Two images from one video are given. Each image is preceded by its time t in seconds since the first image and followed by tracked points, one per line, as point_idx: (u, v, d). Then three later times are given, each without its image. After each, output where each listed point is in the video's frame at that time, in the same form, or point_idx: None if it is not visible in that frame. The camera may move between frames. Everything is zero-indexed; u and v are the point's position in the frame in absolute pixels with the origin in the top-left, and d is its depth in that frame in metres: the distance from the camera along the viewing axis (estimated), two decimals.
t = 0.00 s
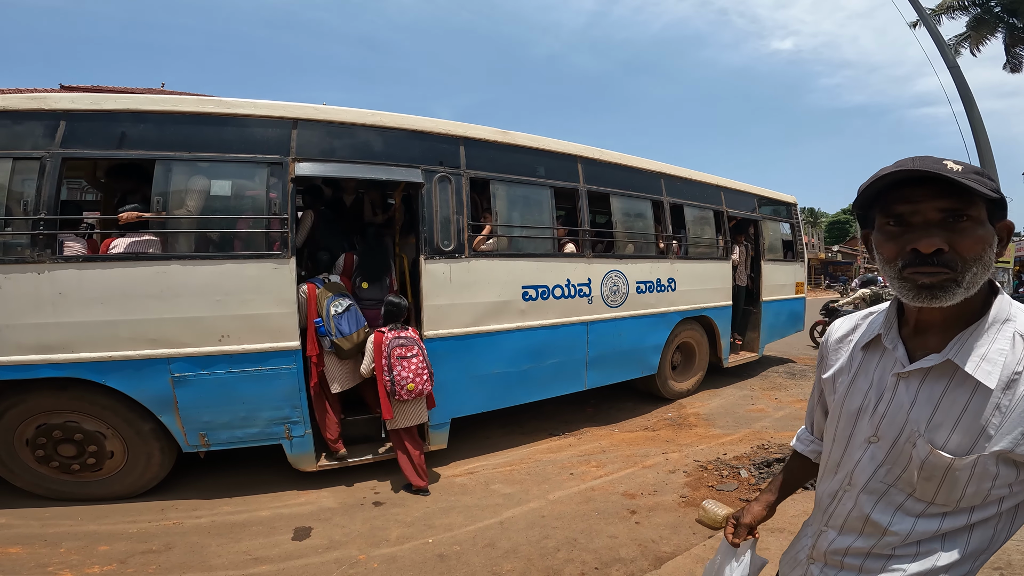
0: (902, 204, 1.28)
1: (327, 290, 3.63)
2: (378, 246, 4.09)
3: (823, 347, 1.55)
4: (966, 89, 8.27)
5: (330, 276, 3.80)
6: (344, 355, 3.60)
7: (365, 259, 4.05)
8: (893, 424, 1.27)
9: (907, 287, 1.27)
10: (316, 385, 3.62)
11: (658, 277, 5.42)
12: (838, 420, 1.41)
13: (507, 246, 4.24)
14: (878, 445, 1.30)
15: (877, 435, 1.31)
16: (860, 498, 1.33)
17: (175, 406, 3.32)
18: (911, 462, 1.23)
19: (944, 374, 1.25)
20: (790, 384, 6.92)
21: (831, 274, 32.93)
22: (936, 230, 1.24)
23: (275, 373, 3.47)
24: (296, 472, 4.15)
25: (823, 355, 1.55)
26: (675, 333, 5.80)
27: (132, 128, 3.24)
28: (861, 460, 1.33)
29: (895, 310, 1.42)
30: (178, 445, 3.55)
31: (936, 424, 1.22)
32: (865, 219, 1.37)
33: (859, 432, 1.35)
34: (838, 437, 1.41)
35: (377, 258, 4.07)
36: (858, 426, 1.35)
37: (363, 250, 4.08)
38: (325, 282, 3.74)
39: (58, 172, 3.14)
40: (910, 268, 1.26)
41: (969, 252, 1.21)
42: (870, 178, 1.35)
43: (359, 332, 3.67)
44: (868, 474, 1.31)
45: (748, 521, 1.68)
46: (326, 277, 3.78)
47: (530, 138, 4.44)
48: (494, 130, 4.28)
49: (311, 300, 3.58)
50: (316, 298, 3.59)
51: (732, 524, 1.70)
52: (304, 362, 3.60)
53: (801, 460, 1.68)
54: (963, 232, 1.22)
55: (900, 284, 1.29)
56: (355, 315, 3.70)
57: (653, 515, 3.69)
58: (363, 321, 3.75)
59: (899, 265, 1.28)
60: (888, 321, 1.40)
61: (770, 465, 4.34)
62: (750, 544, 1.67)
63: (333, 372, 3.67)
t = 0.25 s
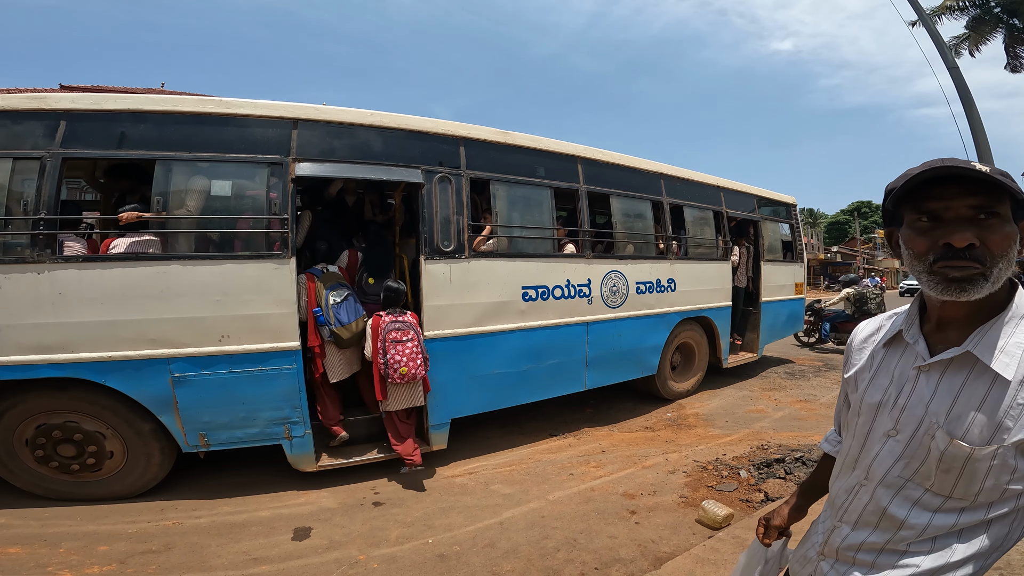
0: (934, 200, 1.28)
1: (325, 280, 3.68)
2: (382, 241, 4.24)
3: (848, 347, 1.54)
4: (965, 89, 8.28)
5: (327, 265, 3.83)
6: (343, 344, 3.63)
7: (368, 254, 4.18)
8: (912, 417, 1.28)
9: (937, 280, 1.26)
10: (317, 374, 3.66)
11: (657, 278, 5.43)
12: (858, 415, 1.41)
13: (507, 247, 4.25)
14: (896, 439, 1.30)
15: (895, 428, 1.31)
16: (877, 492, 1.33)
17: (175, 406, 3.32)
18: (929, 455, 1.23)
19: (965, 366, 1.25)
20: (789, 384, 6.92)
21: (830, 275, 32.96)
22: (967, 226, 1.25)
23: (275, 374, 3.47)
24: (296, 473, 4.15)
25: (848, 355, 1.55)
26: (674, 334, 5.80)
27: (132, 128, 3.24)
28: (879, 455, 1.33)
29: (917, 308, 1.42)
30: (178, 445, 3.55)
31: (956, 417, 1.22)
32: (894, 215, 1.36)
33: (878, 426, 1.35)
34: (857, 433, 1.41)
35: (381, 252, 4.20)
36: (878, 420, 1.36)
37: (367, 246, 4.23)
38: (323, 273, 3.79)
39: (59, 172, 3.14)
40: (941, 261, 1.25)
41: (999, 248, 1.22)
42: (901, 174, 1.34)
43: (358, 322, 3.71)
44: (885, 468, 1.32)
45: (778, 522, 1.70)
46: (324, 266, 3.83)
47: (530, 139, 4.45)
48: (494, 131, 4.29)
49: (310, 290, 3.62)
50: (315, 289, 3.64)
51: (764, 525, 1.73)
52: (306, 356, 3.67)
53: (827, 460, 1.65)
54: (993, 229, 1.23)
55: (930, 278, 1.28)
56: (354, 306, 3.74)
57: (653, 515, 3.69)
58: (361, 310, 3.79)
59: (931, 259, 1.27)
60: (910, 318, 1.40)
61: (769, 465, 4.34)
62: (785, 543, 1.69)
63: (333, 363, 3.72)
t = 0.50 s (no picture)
0: (953, 201, 1.32)
1: (324, 275, 3.70)
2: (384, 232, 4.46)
3: (866, 345, 1.57)
4: (965, 90, 8.27)
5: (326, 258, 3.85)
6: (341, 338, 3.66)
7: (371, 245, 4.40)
8: (928, 412, 1.30)
9: (955, 278, 1.30)
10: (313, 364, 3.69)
11: (657, 278, 5.43)
12: (875, 411, 1.44)
13: (507, 247, 4.25)
14: (911, 433, 1.33)
15: (911, 423, 1.33)
16: (891, 485, 1.35)
17: (175, 406, 3.31)
18: (945, 449, 1.26)
19: (982, 362, 1.28)
20: (788, 385, 6.92)
21: (829, 275, 32.95)
22: (985, 226, 1.28)
23: (275, 374, 3.47)
24: (296, 473, 4.15)
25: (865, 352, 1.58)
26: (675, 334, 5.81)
27: (131, 128, 3.24)
28: (894, 449, 1.36)
29: (935, 305, 1.44)
30: (178, 446, 3.55)
31: (972, 412, 1.25)
32: (912, 215, 1.40)
33: (894, 421, 1.37)
34: (874, 428, 1.44)
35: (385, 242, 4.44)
36: (894, 415, 1.38)
37: (369, 238, 4.44)
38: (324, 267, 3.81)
39: (59, 172, 3.14)
40: (958, 260, 1.29)
41: (1016, 247, 1.25)
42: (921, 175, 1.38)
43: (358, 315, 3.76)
44: (899, 462, 1.34)
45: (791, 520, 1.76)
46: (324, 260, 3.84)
47: (531, 139, 4.45)
48: (494, 131, 4.29)
49: (310, 282, 3.66)
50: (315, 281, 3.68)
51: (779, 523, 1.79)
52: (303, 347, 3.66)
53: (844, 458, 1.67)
54: (1012, 228, 1.26)
55: (947, 276, 1.33)
56: (353, 299, 3.79)
57: (653, 516, 3.69)
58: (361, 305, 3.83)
59: (948, 258, 1.31)
60: (928, 316, 1.43)
61: (769, 466, 4.34)
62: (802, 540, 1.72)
63: (332, 355, 3.73)
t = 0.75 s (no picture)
0: (962, 198, 1.35)
1: (324, 266, 3.71)
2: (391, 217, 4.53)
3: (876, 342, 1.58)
4: (965, 91, 8.28)
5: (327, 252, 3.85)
6: (339, 329, 3.67)
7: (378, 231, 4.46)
8: (932, 406, 1.31)
9: (962, 274, 1.33)
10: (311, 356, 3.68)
11: (658, 278, 5.43)
12: (881, 406, 1.45)
13: (507, 247, 4.24)
14: (915, 428, 1.34)
15: (914, 418, 1.35)
16: (895, 480, 1.36)
17: (174, 406, 3.31)
18: (948, 443, 1.26)
19: (987, 358, 1.28)
20: (788, 385, 6.93)
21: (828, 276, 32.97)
22: (994, 223, 1.31)
23: (275, 373, 3.47)
24: (295, 473, 4.15)
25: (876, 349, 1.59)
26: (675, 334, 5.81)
27: (132, 127, 3.24)
28: (898, 444, 1.37)
29: (942, 302, 1.46)
30: (177, 446, 3.55)
31: (975, 407, 1.25)
32: (922, 212, 1.43)
33: (899, 416, 1.39)
34: (880, 423, 1.45)
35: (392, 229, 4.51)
36: (899, 410, 1.39)
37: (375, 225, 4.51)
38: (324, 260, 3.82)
39: (59, 171, 3.13)
40: (966, 256, 1.33)
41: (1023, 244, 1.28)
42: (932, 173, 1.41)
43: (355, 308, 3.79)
44: (903, 456, 1.35)
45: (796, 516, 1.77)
46: (325, 253, 3.85)
47: (531, 139, 4.45)
48: (495, 131, 4.28)
49: (310, 274, 3.66)
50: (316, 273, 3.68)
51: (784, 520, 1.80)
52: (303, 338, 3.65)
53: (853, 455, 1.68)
54: (1020, 226, 1.29)
55: (954, 272, 1.36)
56: (352, 294, 3.82)
57: (653, 516, 3.68)
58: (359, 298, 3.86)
59: (956, 253, 1.34)
60: (935, 312, 1.44)
61: (769, 466, 4.34)
62: (807, 539, 1.73)
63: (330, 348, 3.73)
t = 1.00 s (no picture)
0: (969, 197, 1.36)
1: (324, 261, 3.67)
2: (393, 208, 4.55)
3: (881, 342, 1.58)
4: (965, 91, 8.30)
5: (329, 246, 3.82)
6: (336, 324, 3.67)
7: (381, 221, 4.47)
8: (937, 406, 1.32)
9: (969, 273, 1.34)
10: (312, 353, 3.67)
11: (658, 278, 5.44)
12: (885, 406, 1.46)
13: (508, 247, 4.25)
14: (920, 428, 1.34)
15: (919, 417, 1.35)
16: (899, 479, 1.36)
17: (176, 405, 3.31)
18: (952, 443, 1.27)
19: (993, 357, 1.29)
20: (787, 386, 6.93)
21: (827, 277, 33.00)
22: (1001, 222, 1.32)
23: (276, 373, 3.47)
24: (295, 473, 4.15)
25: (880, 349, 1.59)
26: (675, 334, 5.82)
27: (133, 127, 3.24)
28: (902, 444, 1.37)
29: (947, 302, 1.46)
30: (179, 446, 3.55)
31: (980, 406, 1.26)
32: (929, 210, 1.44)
33: (903, 415, 1.39)
34: (884, 423, 1.45)
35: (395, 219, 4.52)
36: (903, 410, 1.40)
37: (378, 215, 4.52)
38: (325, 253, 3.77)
39: (61, 171, 3.13)
40: (972, 255, 1.34)
41: None
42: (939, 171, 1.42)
43: (353, 304, 3.77)
44: (907, 455, 1.35)
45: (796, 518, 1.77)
46: (325, 246, 3.83)
47: (533, 139, 4.45)
48: (496, 131, 4.29)
49: (309, 269, 3.62)
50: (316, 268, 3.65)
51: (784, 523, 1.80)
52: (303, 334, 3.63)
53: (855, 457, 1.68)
54: None
55: (961, 270, 1.37)
56: (350, 290, 3.79)
57: (653, 516, 3.69)
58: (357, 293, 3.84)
59: (963, 252, 1.35)
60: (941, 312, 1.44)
61: (769, 466, 4.35)
62: (805, 542, 1.73)
63: (326, 345, 3.72)
